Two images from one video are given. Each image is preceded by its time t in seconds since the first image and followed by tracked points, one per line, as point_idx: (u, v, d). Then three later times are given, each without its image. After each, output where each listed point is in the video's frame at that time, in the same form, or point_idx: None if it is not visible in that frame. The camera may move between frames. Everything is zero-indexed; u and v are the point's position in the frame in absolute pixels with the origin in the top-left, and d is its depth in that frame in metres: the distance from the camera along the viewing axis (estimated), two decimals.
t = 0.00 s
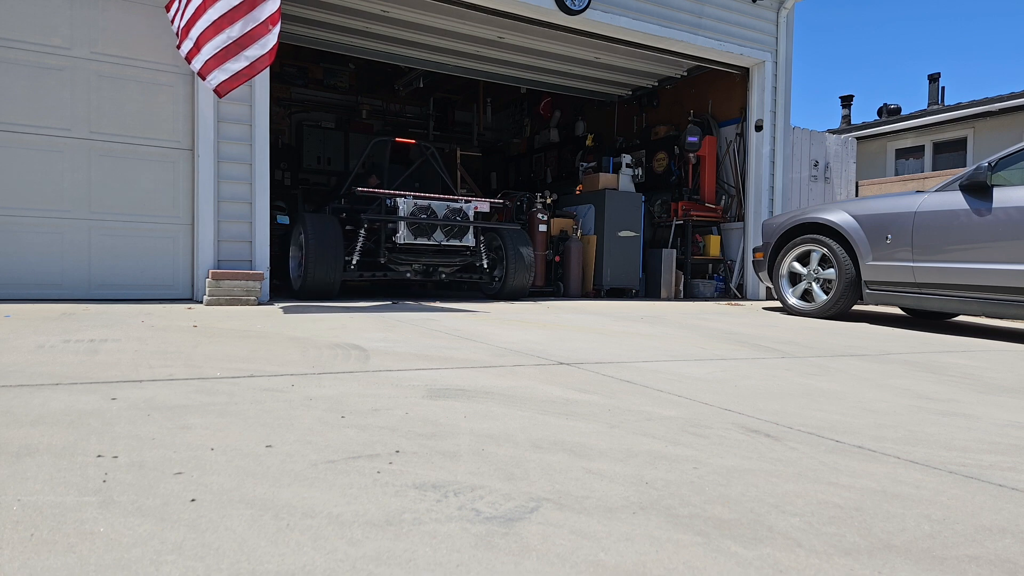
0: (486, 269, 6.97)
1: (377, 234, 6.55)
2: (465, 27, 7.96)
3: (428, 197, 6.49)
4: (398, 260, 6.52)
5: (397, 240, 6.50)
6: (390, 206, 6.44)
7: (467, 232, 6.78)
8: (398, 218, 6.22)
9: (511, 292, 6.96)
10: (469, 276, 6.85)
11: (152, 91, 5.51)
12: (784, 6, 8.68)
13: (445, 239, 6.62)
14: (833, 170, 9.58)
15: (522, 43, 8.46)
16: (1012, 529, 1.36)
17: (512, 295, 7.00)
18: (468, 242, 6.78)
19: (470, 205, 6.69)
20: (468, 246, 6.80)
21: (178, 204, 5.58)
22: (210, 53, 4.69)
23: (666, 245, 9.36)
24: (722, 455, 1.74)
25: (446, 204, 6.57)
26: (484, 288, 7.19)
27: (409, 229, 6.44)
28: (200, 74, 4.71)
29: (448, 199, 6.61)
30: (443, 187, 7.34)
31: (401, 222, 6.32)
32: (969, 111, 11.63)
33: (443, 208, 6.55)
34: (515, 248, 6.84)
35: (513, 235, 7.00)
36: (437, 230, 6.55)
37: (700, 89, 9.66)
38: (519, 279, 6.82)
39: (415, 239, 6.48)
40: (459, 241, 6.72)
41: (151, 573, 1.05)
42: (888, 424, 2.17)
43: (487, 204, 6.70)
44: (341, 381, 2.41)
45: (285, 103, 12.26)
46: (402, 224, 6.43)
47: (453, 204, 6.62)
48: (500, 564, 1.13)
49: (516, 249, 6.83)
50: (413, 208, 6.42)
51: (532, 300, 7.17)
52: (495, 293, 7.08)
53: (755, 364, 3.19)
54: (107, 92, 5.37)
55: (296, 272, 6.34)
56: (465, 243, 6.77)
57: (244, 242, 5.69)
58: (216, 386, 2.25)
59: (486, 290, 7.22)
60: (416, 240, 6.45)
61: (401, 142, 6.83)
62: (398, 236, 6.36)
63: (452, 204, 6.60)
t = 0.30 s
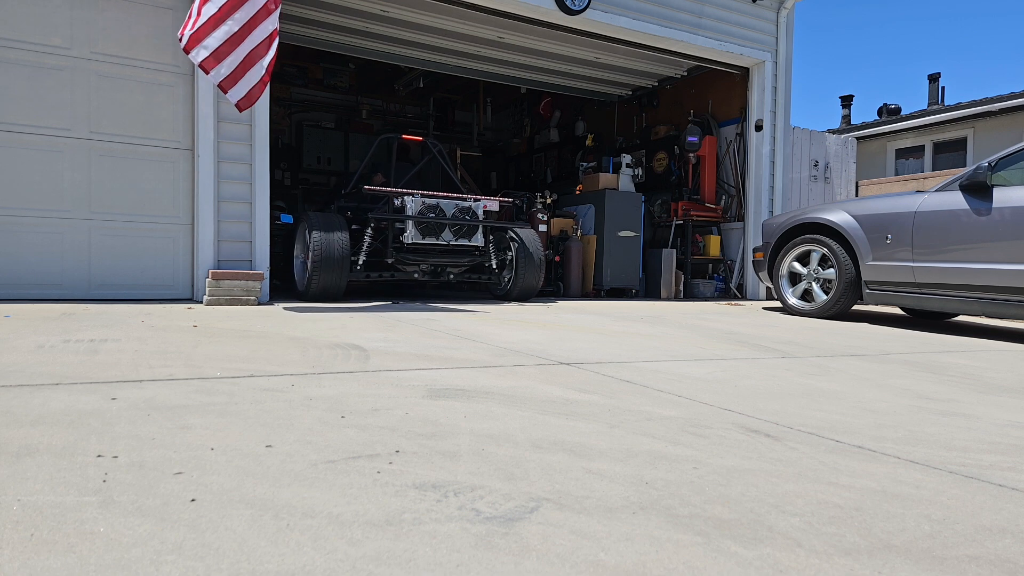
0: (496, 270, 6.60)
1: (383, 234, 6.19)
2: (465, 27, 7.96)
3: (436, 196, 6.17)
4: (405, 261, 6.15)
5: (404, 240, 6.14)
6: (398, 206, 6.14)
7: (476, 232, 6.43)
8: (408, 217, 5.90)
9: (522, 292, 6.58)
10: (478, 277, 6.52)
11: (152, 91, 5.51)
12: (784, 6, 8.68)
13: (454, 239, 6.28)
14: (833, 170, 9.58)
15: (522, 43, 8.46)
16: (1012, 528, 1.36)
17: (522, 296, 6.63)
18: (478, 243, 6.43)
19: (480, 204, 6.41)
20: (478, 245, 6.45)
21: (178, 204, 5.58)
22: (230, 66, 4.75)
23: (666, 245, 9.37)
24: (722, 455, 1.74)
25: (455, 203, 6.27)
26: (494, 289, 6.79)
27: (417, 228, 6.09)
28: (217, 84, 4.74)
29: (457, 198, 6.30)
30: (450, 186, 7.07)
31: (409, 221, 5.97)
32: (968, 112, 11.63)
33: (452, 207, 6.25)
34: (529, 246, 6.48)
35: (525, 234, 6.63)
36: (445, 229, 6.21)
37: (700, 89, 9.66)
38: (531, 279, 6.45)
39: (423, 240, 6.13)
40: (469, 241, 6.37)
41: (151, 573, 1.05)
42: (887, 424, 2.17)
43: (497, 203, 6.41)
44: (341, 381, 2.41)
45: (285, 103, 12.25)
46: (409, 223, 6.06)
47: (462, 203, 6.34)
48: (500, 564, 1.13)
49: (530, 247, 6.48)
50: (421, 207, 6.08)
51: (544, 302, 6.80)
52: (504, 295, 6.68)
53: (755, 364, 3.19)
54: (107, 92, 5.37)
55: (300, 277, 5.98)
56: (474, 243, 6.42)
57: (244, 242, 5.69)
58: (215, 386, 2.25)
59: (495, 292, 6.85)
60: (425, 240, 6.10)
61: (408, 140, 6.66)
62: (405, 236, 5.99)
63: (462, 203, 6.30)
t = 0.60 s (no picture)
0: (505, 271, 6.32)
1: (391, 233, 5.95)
2: (465, 27, 7.97)
3: (446, 194, 5.85)
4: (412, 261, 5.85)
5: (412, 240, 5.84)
6: (406, 205, 5.82)
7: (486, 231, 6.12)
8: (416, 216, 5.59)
9: (532, 294, 6.30)
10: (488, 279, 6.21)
11: (153, 91, 5.51)
12: (784, 6, 8.68)
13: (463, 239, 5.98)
14: (833, 170, 9.58)
15: (522, 43, 8.46)
16: (1012, 528, 1.36)
17: (532, 298, 6.37)
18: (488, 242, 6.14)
19: (490, 203, 6.07)
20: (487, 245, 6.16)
21: (178, 204, 5.58)
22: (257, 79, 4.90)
23: (666, 245, 9.37)
24: (722, 455, 1.74)
25: (465, 202, 5.95)
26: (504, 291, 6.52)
27: (425, 228, 5.79)
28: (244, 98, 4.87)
29: (467, 196, 5.98)
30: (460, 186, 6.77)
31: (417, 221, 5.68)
32: (968, 112, 11.63)
33: (462, 206, 5.90)
34: (538, 245, 6.19)
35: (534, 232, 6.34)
36: (454, 229, 5.90)
37: (700, 89, 9.65)
38: (541, 281, 6.19)
39: (432, 240, 5.84)
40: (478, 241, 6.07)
41: (151, 573, 1.05)
42: (887, 424, 2.17)
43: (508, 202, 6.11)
44: (341, 381, 2.41)
45: (285, 103, 12.24)
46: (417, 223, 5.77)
47: (472, 201, 5.99)
48: (500, 565, 1.13)
49: (541, 247, 6.20)
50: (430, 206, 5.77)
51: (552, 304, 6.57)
52: (514, 297, 6.43)
53: (755, 364, 3.19)
54: (107, 92, 5.37)
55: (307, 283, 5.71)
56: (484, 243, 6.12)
57: (244, 242, 5.69)
58: (215, 387, 2.25)
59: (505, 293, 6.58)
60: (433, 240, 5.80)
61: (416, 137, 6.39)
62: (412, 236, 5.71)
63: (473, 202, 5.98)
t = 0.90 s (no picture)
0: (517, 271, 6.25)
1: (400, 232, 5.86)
2: (465, 27, 7.97)
3: (458, 192, 5.71)
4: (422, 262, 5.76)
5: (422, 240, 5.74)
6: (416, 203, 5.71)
7: (498, 231, 5.99)
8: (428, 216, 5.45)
9: (544, 296, 6.21)
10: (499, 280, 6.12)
11: (152, 91, 5.50)
12: (784, 6, 8.68)
13: (475, 238, 5.87)
14: (833, 170, 9.59)
15: (522, 43, 8.46)
16: (1012, 528, 1.36)
17: (544, 300, 6.29)
18: (500, 242, 6.02)
19: (502, 201, 5.94)
20: (499, 246, 6.04)
21: (178, 204, 5.58)
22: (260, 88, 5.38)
23: (666, 245, 9.37)
24: (722, 455, 1.74)
25: (476, 200, 5.81)
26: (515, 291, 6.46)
27: (435, 227, 5.68)
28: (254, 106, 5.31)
29: (479, 194, 5.85)
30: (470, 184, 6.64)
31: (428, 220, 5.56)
32: (968, 112, 11.63)
33: (473, 204, 5.79)
34: (550, 244, 6.18)
35: (547, 233, 6.30)
36: (466, 228, 5.79)
37: (700, 89, 9.65)
38: (554, 282, 6.12)
39: (443, 240, 5.73)
40: (490, 240, 5.96)
41: (151, 572, 1.05)
42: (887, 424, 2.17)
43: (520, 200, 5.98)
44: (341, 381, 2.41)
45: (285, 103, 12.23)
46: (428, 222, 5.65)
47: (484, 200, 5.86)
48: (500, 564, 1.13)
49: (553, 246, 6.19)
50: (441, 204, 5.64)
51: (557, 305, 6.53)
52: (526, 298, 6.34)
53: (755, 364, 3.19)
54: (107, 92, 5.37)
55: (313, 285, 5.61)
56: (496, 242, 6.00)
57: (244, 242, 5.68)
58: (215, 386, 2.25)
59: (515, 294, 6.52)
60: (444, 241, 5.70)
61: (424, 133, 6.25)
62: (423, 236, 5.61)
63: (484, 200, 5.85)
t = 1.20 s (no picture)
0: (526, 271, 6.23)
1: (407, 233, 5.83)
2: (465, 27, 7.97)
3: (466, 191, 5.68)
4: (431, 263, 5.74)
5: (430, 239, 5.71)
6: (424, 202, 5.66)
7: (508, 230, 5.96)
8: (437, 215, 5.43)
9: (553, 296, 6.19)
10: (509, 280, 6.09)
11: (152, 91, 5.50)
12: (784, 6, 8.68)
13: (484, 238, 5.84)
14: (833, 170, 9.59)
15: (522, 43, 8.46)
16: (1012, 528, 1.36)
17: (554, 302, 6.26)
18: (510, 242, 5.98)
19: (512, 200, 5.91)
20: (509, 246, 6.00)
21: (178, 204, 5.58)
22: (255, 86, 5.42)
23: (666, 245, 9.37)
24: (722, 455, 1.74)
25: (486, 199, 5.78)
26: (524, 292, 6.44)
27: (444, 227, 5.65)
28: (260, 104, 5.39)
29: (489, 193, 5.82)
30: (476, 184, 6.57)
31: (437, 220, 5.53)
32: (968, 112, 11.63)
33: (482, 204, 5.75)
34: (560, 244, 6.14)
35: (557, 232, 6.24)
36: (475, 228, 5.76)
37: (700, 89, 9.65)
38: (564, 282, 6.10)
39: (451, 240, 5.70)
40: (500, 241, 5.92)
41: (151, 573, 1.05)
42: (887, 424, 2.17)
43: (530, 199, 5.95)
44: (340, 381, 2.41)
45: (284, 103, 12.22)
46: (437, 222, 5.63)
47: (493, 199, 5.84)
48: (499, 565, 1.13)
49: (563, 247, 6.13)
50: (450, 203, 5.61)
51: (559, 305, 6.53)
52: (535, 300, 6.30)
53: (755, 364, 3.19)
54: (107, 92, 5.37)
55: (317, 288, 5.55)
56: (505, 243, 5.97)
57: (244, 242, 5.68)
58: (215, 386, 2.25)
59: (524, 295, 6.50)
60: (452, 240, 5.67)
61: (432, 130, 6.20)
62: (432, 236, 5.58)
63: (494, 199, 5.83)
